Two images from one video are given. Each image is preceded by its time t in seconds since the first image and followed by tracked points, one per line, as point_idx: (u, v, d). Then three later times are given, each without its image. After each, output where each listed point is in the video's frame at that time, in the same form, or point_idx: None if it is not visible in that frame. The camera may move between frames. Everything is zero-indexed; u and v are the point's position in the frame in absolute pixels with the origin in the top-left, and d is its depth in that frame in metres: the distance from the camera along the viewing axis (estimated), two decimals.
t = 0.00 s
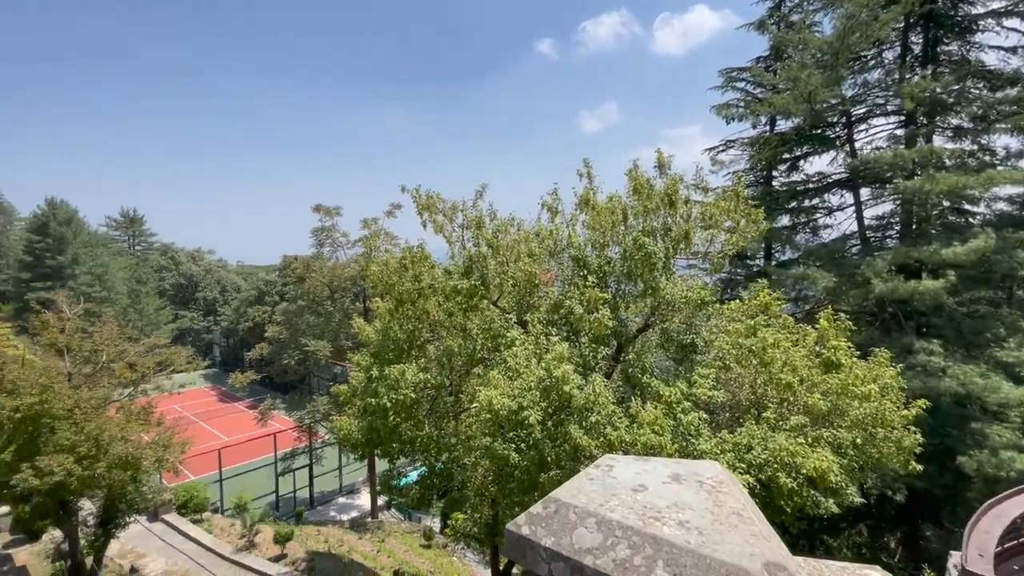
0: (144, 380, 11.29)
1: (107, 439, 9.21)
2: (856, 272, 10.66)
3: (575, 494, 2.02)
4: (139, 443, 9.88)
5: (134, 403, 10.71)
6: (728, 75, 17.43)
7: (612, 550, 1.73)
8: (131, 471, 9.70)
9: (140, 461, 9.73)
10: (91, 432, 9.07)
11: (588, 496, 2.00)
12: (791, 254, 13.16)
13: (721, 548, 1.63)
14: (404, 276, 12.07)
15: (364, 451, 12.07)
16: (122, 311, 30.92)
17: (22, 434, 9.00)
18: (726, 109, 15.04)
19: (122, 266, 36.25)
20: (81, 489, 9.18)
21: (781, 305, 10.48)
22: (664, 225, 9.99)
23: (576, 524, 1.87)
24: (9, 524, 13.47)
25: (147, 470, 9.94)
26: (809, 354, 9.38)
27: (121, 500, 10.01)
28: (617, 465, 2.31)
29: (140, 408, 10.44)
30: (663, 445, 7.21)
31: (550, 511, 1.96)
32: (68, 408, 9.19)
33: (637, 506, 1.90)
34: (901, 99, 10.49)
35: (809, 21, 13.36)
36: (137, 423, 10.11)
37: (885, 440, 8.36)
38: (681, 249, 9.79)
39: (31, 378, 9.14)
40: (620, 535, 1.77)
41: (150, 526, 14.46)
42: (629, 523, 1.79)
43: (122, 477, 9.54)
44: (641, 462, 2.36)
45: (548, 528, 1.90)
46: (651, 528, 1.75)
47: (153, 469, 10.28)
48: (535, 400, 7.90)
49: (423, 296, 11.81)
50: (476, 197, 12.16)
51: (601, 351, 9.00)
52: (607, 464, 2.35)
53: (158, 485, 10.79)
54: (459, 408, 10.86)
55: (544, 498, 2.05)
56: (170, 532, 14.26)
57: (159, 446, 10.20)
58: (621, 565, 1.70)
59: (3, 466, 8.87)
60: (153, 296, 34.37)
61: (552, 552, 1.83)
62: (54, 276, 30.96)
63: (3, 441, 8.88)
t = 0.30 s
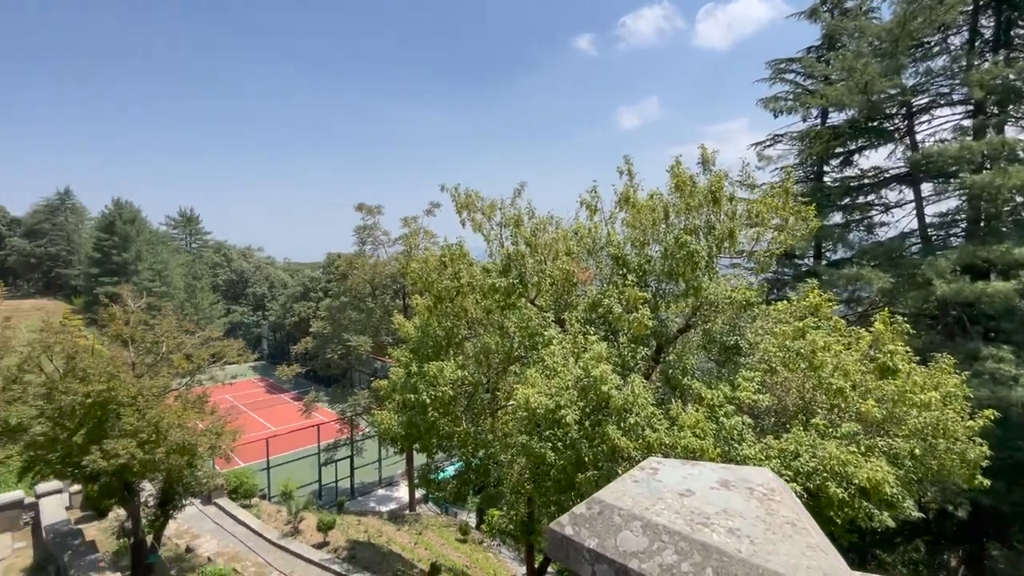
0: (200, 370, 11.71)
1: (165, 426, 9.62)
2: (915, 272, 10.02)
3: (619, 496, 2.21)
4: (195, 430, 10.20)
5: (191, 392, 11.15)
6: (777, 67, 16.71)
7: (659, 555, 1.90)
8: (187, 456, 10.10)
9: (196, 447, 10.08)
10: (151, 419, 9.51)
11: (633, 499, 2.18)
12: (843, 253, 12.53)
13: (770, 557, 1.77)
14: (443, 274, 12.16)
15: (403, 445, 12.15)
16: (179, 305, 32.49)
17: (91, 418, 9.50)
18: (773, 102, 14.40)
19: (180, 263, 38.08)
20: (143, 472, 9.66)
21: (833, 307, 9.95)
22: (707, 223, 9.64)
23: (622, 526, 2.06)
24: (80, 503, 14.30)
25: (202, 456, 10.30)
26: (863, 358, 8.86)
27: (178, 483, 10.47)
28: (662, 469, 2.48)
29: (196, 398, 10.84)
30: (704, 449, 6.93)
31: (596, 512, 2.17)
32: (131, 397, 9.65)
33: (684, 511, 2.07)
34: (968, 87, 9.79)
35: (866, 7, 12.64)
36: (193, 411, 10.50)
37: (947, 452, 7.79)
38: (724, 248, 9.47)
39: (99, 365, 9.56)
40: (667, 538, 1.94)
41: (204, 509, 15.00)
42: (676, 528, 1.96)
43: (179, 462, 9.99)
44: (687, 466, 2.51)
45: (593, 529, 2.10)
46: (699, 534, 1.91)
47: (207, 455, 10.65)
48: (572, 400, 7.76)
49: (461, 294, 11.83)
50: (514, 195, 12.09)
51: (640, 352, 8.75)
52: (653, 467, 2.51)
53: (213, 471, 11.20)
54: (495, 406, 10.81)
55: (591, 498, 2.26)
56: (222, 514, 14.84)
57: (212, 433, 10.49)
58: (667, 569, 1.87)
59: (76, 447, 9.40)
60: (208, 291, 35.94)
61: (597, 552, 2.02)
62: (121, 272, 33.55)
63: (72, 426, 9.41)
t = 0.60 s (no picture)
0: (251, 362, 12.02)
1: (220, 414, 9.94)
2: (986, 274, 9.28)
3: (660, 502, 2.12)
4: (246, 420, 10.49)
5: (243, 383, 11.49)
6: (831, 57, 15.88)
7: (701, 565, 1.80)
8: (239, 443, 10.41)
9: (246, 435, 10.37)
10: (207, 408, 9.83)
11: (675, 506, 2.09)
12: (904, 253, 11.80)
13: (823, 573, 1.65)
14: (481, 273, 12.15)
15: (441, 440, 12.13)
16: (232, 299, 33.91)
17: (152, 405, 9.86)
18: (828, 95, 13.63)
19: (233, 259, 39.69)
20: (198, 457, 10.06)
21: (891, 310, 9.30)
22: (754, 221, 9.18)
23: (662, 533, 1.97)
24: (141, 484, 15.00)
25: (252, 444, 10.58)
26: (924, 366, 8.23)
27: (231, 468, 10.85)
28: (705, 476, 2.38)
29: (247, 389, 11.13)
30: (749, 456, 6.58)
31: (635, 517, 2.09)
32: (189, 385, 10.00)
33: (729, 521, 1.96)
34: None
35: None
36: (245, 401, 10.79)
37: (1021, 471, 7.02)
38: (772, 247, 8.91)
39: (160, 355, 9.96)
40: (710, 548, 1.85)
41: (253, 494, 15.57)
42: (720, 538, 1.86)
43: (231, 449, 10.34)
44: (732, 475, 2.40)
45: (632, 534, 2.02)
46: (745, 545, 1.81)
47: (257, 444, 10.90)
48: (610, 400, 7.51)
49: (499, 293, 11.74)
50: (553, 193, 11.90)
51: (681, 354, 8.41)
52: (696, 475, 2.41)
53: (261, 458, 11.50)
54: (531, 405, 10.66)
55: (630, 503, 2.18)
56: (270, 500, 15.27)
57: (262, 423, 10.78)
58: None
59: (140, 431, 9.75)
60: (259, 286, 37.32)
61: (636, 558, 1.93)
62: (181, 270, 35.91)
63: (136, 412, 9.76)
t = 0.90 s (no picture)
0: (298, 355, 12.24)
1: (268, 404, 10.16)
2: None
3: (703, 511, 2.20)
4: (293, 410, 10.70)
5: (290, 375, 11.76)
6: (891, 45, 14.95)
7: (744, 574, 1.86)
8: (286, 433, 10.67)
9: (292, 425, 10.58)
10: (257, 398, 10.11)
11: (718, 515, 2.18)
12: (973, 253, 10.99)
13: None
14: (519, 272, 12.04)
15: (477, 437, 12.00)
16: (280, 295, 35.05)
17: (207, 395, 10.20)
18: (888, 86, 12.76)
19: (282, 256, 41.02)
20: (249, 445, 10.36)
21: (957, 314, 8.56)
22: (805, 220, 8.68)
23: (704, 540, 2.05)
24: (199, 467, 15.61)
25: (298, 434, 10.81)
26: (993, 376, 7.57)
27: (278, 457, 11.13)
28: (751, 487, 2.44)
29: (294, 381, 11.38)
30: (796, 464, 6.17)
31: (676, 523, 2.18)
32: (241, 376, 10.33)
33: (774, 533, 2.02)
34: None
35: None
36: (291, 393, 11.01)
37: None
38: (824, 247, 8.38)
39: (215, 346, 10.25)
40: (754, 558, 1.91)
41: (299, 483, 15.99)
42: (763, 549, 1.92)
43: (279, 438, 10.59)
44: (778, 487, 2.46)
45: (673, 541, 2.11)
46: (790, 558, 1.86)
47: (303, 434, 11.15)
48: (649, 403, 7.11)
49: (536, 292, 11.54)
50: (593, 191, 11.63)
51: (725, 356, 8.03)
52: (742, 485, 2.48)
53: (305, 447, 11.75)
54: (568, 404, 10.52)
55: (672, 510, 2.28)
56: (314, 489, 15.62)
57: (308, 414, 11.00)
58: None
59: (197, 419, 10.18)
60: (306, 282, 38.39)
61: (677, 564, 2.02)
62: (234, 266, 37.63)
63: (192, 401, 10.15)
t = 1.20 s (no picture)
0: (340, 350, 12.38)
1: (311, 397, 10.35)
2: None
3: (742, 518, 2.29)
4: (334, 403, 10.91)
5: (332, 369, 11.93)
6: (955, 32, 14.01)
7: None
8: (328, 425, 10.84)
9: (333, 417, 10.74)
10: (301, 390, 10.26)
11: (757, 522, 2.25)
12: None
13: None
14: (556, 270, 11.85)
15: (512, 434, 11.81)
16: (323, 291, 35.86)
17: (256, 385, 10.45)
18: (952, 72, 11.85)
19: (325, 254, 42.02)
20: (293, 435, 10.58)
21: None
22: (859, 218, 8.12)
23: (743, 546, 2.13)
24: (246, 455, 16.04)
25: (339, 427, 10.97)
26: None
27: (320, 448, 11.33)
28: (791, 494, 2.51)
29: (336, 375, 11.53)
30: (845, 475, 5.74)
31: (714, 528, 2.28)
32: (286, 369, 10.56)
33: (815, 543, 2.07)
34: None
35: None
36: (333, 386, 11.16)
37: None
38: (878, 246, 7.83)
39: (263, 339, 10.54)
40: (795, 567, 1.97)
41: (339, 473, 16.21)
42: (804, 559, 1.98)
43: (321, 430, 10.78)
44: (818, 495, 2.52)
45: (710, 547, 2.20)
46: (835, 570, 1.90)
47: (344, 427, 11.30)
48: (688, 405, 6.81)
49: (573, 291, 11.34)
50: (631, 189, 11.32)
51: (768, 360, 7.61)
52: (782, 491, 2.56)
53: (346, 439, 11.95)
54: (604, 405, 10.13)
55: (709, 515, 2.38)
56: (353, 480, 15.80)
57: (348, 407, 11.14)
58: None
59: (245, 409, 10.41)
60: (348, 279, 39.19)
61: (714, 572, 2.11)
62: (282, 263, 38.89)
63: (242, 391, 10.36)
